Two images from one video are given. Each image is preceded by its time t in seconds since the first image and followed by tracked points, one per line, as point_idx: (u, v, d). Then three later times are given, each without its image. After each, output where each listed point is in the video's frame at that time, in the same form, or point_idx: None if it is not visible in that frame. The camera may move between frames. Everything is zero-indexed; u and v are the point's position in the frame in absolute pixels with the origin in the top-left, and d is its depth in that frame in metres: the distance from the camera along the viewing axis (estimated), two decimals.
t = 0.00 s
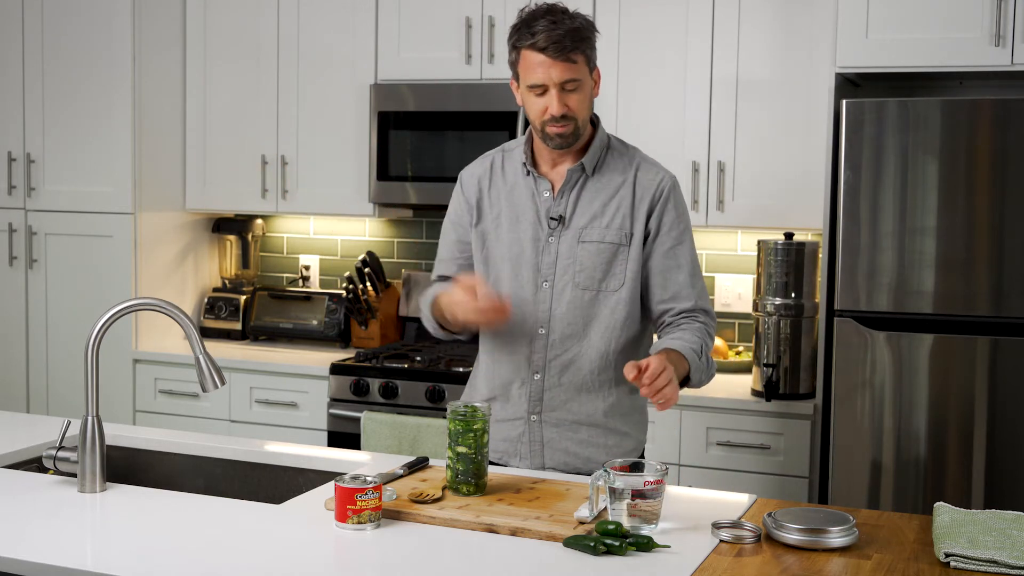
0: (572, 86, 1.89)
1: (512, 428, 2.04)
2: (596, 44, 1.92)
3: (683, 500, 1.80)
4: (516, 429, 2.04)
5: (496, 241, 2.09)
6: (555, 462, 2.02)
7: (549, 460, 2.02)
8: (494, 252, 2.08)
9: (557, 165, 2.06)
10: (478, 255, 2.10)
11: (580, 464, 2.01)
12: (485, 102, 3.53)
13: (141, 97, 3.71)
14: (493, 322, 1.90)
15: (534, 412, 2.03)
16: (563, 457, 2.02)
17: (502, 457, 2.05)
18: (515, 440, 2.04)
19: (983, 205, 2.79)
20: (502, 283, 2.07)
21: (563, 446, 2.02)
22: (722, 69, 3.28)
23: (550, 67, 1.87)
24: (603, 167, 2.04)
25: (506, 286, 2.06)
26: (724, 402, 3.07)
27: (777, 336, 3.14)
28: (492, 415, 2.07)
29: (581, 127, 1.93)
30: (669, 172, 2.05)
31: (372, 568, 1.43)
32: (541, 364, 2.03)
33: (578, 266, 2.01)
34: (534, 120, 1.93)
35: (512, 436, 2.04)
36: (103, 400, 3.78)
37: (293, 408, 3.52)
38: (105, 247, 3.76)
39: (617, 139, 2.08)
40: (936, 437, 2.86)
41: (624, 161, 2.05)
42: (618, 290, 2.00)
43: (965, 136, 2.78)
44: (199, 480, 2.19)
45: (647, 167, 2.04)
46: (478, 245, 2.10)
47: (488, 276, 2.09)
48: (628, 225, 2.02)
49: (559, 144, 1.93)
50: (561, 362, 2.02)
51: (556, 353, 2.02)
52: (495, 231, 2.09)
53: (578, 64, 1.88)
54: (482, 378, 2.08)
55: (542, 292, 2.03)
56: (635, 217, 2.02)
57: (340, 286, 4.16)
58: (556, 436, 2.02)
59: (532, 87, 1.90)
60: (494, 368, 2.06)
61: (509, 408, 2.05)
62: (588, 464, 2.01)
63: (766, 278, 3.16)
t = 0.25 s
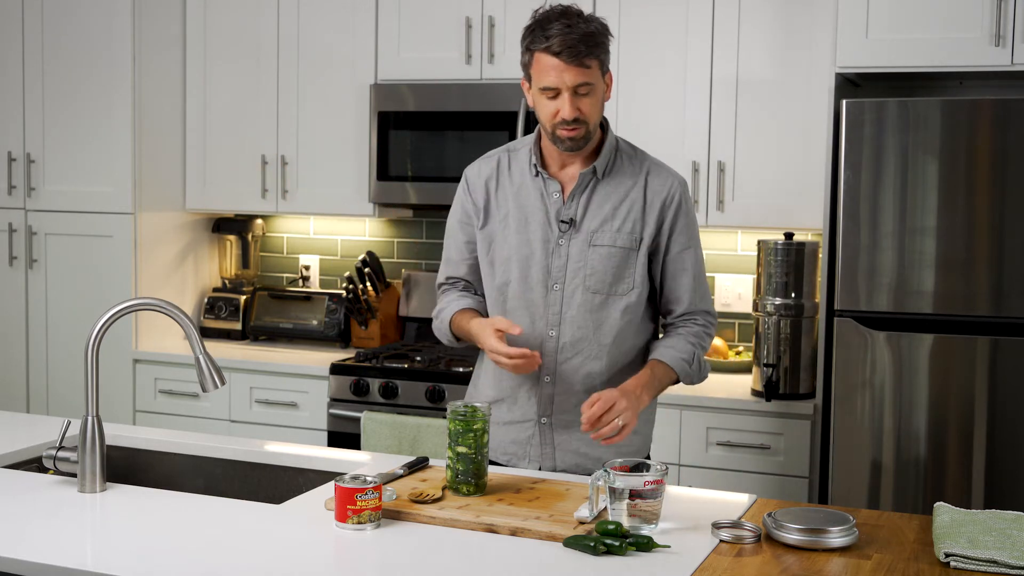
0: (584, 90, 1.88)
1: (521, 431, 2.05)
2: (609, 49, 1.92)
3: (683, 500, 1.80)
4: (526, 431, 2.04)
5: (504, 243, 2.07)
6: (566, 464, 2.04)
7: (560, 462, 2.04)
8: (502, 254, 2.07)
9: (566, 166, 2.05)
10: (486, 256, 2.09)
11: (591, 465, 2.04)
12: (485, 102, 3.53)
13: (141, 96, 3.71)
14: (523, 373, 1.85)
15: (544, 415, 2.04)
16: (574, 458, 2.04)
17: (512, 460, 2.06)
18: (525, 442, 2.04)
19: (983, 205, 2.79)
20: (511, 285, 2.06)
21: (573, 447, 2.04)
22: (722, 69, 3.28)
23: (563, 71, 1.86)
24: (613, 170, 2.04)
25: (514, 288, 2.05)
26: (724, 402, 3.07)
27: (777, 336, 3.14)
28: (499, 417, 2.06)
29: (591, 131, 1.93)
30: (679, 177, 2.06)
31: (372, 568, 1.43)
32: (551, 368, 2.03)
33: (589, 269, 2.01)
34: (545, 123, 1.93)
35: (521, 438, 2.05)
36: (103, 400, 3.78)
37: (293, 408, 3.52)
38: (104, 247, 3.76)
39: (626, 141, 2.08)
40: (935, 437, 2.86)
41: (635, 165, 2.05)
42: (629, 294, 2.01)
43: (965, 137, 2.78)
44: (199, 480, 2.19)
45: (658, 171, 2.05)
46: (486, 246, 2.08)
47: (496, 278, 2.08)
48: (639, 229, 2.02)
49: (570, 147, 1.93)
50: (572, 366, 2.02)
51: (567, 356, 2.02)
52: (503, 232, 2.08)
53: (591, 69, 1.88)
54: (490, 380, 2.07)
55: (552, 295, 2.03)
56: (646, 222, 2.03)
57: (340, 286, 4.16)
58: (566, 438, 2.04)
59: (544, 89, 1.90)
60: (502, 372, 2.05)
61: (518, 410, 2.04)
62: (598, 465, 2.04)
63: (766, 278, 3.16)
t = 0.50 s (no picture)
0: (584, 90, 1.88)
1: (523, 430, 2.04)
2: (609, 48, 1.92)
3: (683, 500, 1.80)
4: (527, 430, 2.04)
5: (504, 241, 2.07)
6: (567, 463, 2.04)
7: (561, 460, 2.04)
8: (503, 253, 2.06)
9: (567, 165, 2.05)
10: (487, 256, 2.08)
11: (592, 464, 2.04)
12: (485, 102, 3.53)
13: (142, 96, 3.71)
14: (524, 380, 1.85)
15: (545, 413, 2.03)
16: (575, 457, 2.04)
17: (514, 459, 2.06)
18: (526, 441, 2.04)
19: (983, 206, 2.79)
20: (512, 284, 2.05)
21: (574, 446, 2.04)
22: (722, 69, 3.28)
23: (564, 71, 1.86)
24: (614, 168, 2.05)
25: (515, 287, 2.05)
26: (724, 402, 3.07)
27: (777, 336, 3.14)
28: (501, 416, 2.06)
29: (592, 130, 1.93)
30: (678, 175, 2.07)
31: (372, 568, 1.43)
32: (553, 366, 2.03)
33: (591, 267, 2.01)
34: (545, 122, 1.93)
35: (522, 437, 2.05)
36: (103, 400, 3.78)
37: (293, 408, 3.52)
38: (104, 247, 3.76)
39: (625, 140, 2.08)
40: (935, 437, 2.86)
41: (635, 163, 2.06)
42: (630, 292, 2.02)
43: (965, 137, 2.78)
44: (199, 480, 2.19)
45: (658, 169, 2.06)
46: (487, 245, 2.08)
47: (495, 277, 2.07)
48: (640, 226, 2.03)
49: (570, 146, 1.93)
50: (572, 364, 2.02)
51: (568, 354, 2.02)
52: (504, 232, 2.07)
53: (592, 68, 1.88)
54: (491, 379, 2.07)
55: (554, 293, 2.03)
56: (647, 219, 2.03)
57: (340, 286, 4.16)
58: (568, 437, 2.04)
59: (544, 89, 1.90)
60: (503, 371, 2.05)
61: (519, 409, 2.04)
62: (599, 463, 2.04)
63: (766, 278, 3.16)
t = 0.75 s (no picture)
0: (568, 87, 1.89)
1: (513, 429, 2.04)
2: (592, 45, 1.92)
3: (682, 500, 1.80)
4: (517, 429, 2.04)
5: (495, 241, 2.07)
6: (557, 462, 2.03)
7: (551, 460, 2.03)
8: (493, 254, 2.07)
9: (555, 165, 2.06)
10: (477, 256, 2.09)
11: (582, 463, 2.03)
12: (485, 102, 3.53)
13: (142, 96, 3.71)
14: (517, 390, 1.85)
15: (535, 413, 2.03)
16: (564, 457, 2.03)
17: (505, 458, 2.06)
18: (517, 440, 2.04)
19: (982, 205, 2.79)
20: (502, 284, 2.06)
21: (564, 446, 2.03)
22: (722, 69, 3.28)
23: (546, 69, 1.87)
24: (602, 167, 2.05)
25: (505, 287, 2.05)
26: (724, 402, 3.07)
27: (777, 337, 3.13)
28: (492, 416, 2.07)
29: (577, 127, 1.93)
30: (666, 172, 2.06)
31: (372, 568, 1.43)
32: (542, 365, 2.03)
33: (580, 265, 2.01)
34: (530, 120, 1.93)
35: (513, 436, 2.04)
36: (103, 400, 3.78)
37: (293, 408, 3.52)
38: (104, 247, 3.76)
39: (613, 139, 2.08)
40: (935, 437, 2.86)
41: (623, 161, 2.06)
42: (619, 289, 2.01)
43: (965, 137, 2.78)
44: (199, 480, 2.19)
45: (646, 166, 2.06)
46: (478, 246, 2.08)
47: (486, 277, 2.08)
48: (628, 223, 2.02)
49: (556, 144, 1.94)
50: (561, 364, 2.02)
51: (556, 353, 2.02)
52: (494, 232, 2.08)
53: (575, 65, 1.88)
54: (483, 379, 2.07)
55: (543, 291, 2.03)
56: (635, 216, 2.03)
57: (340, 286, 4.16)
58: (557, 437, 2.03)
59: (528, 87, 1.90)
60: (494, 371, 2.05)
61: (510, 408, 2.04)
62: (590, 463, 2.03)
63: (766, 278, 3.16)
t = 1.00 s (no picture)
0: (548, 83, 1.89)
1: (507, 428, 2.05)
2: (569, 40, 1.93)
3: (682, 500, 1.80)
4: (509, 428, 2.04)
5: (484, 242, 2.08)
6: (550, 460, 2.03)
7: (544, 458, 2.04)
8: (482, 255, 2.08)
9: (542, 164, 2.06)
10: (468, 258, 2.09)
11: (575, 462, 2.03)
12: (486, 102, 3.53)
13: (142, 95, 3.71)
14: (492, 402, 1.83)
15: (527, 411, 2.03)
16: (557, 455, 2.03)
17: (500, 456, 2.06)
18: (510, 439, 2.04)
19: (982, 205, 2.79)
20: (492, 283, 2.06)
21: (557, 444, 2.03)
22: (722, 69, 3.28)
23: (526, 65, 1.87)
24: (588, 163, 2.04)
25: (495, 287, 2.05)
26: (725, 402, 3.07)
27: (777, 337, 3.13)
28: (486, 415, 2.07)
29: (561, 123, 1.93)
30: (653, 166, 2.04)
31: (372, 568, 1.43)
32: (533, 363, 2.03)
33: (566, 262, 2.01)
34: (514, 119, 1.93)
35: (506, 435, 2.05)
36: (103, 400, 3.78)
37: (293, 408, 3.52)
38: (105, 247, 3.75)
39: (600, 136, 2.08)
40: (935, 437, 2.86)
41: (608, 156, 2.05)
42: (607, 285, 2.00)
43: (965, 137, 2.78)
44: (199, 480, 2.20)
45: (632, 160, 2.04)
46: (467, 248, 2.09)
47: (477, 278, 2.08)
48: (614, 219, 2.01)
49: (542, 141, 1.93)
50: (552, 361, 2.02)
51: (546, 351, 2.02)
52: (484, 233, 2.08)
53: (553, 60, 1.88)
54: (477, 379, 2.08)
55: (531, 289, 2.03)
56: (621, 211, 2.01)
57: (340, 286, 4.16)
58: (549, 435, 2.03)
59: (510, 86, 1.90)
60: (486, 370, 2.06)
61: (503, 408, 2.05)
62: (583, 462, 2.03)
63: (766, 278, 3.16)
